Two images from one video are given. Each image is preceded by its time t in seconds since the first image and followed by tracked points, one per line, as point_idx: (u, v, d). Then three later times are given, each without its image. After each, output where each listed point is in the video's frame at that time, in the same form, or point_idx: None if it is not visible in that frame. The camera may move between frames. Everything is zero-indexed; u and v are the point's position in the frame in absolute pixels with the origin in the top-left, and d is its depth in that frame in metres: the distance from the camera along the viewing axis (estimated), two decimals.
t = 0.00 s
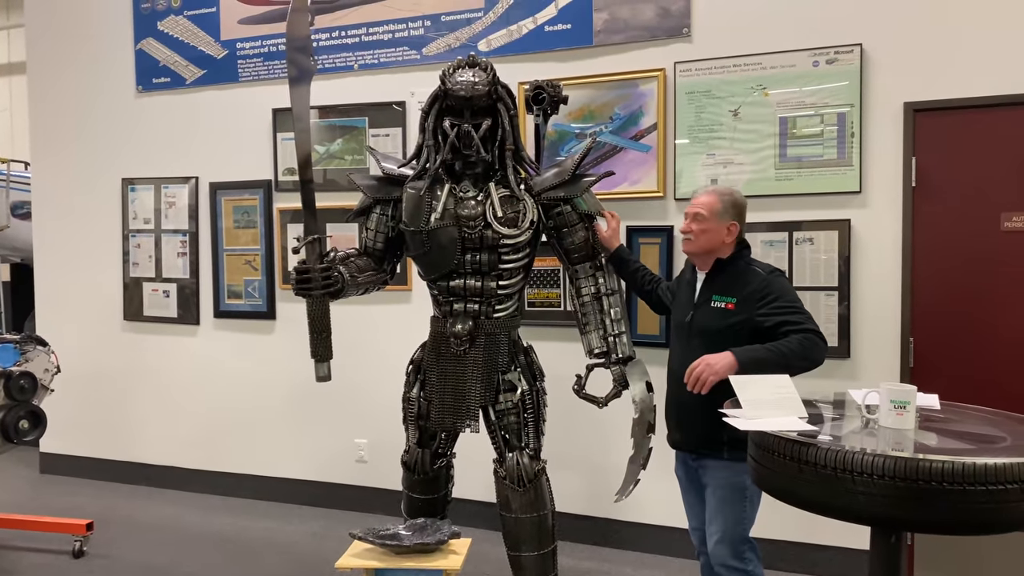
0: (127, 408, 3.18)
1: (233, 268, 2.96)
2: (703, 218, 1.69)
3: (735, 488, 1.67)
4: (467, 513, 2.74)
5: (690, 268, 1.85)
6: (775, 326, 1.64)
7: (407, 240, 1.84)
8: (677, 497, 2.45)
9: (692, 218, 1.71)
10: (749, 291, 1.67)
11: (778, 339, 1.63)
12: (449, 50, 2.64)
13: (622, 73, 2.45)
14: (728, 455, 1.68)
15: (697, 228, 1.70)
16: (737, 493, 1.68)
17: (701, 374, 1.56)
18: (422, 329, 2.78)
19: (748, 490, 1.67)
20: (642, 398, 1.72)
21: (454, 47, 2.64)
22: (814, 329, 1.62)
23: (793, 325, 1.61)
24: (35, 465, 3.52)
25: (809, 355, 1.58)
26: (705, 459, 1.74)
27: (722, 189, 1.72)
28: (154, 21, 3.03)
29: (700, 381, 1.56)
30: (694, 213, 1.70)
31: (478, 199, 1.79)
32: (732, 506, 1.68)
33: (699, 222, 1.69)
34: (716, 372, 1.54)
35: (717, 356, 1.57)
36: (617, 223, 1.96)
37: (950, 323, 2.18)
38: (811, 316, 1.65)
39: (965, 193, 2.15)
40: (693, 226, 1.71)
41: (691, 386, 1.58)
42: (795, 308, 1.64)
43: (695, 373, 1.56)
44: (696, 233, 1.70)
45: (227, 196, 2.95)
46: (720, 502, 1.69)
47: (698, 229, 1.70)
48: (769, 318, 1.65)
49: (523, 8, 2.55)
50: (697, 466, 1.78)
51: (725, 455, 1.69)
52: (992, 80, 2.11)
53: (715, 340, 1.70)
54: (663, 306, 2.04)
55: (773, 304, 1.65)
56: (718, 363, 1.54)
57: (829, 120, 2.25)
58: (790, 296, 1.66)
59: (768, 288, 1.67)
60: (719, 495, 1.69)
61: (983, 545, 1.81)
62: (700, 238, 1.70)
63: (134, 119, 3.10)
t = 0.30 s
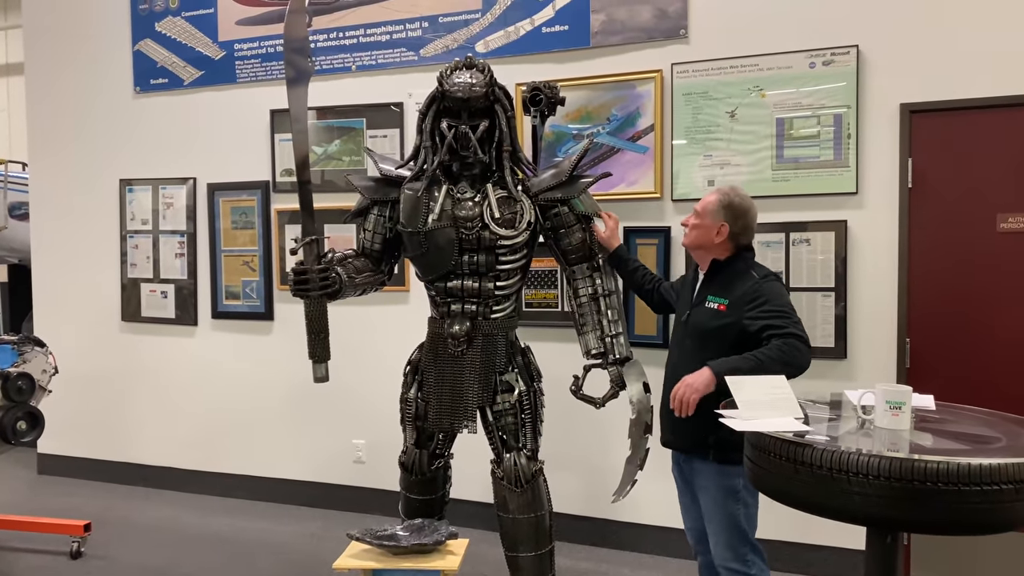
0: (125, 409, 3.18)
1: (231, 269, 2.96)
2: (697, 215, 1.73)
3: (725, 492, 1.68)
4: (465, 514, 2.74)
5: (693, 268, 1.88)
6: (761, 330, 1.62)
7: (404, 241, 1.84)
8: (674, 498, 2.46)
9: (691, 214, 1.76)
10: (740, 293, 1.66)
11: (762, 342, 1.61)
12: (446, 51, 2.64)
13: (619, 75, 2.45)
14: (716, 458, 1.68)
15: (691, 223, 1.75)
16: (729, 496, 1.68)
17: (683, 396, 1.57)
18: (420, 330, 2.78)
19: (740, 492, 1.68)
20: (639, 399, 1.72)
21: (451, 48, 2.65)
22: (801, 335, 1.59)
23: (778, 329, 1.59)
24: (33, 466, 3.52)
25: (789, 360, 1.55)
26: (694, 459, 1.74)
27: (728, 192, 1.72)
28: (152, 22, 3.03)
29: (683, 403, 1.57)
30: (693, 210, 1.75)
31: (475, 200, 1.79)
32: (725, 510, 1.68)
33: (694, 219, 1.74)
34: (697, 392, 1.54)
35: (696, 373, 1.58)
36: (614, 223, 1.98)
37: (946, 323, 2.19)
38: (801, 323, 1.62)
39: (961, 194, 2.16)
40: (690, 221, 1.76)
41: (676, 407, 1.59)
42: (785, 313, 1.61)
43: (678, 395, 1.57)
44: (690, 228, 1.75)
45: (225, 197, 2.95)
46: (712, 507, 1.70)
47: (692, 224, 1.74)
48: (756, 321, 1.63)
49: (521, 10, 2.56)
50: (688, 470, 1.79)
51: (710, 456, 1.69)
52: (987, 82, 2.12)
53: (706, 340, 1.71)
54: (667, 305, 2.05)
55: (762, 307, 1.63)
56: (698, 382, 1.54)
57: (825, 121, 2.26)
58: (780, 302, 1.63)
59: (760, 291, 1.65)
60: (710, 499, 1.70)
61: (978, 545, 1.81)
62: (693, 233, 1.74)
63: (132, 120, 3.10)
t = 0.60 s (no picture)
0: (123, 411, 3.18)
1: (229, 271, 2.97)
2: (699, 215, 1.73)
3: (725, 496, 1.69)
4: (463, 515, 2.74)
5: (695, 269, 1.89)
6: (762, 339, 1.61)
7: (403, 243, 1.85)
8: (671, 499, 2.46)
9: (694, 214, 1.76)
10: (741, 299, 1.66)
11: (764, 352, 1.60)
12: (445, 53, 2.65)
13: (618, 76, 2.46)
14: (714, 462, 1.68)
15: (694, 224, 1.75)
16: (730, 500, 1.69)
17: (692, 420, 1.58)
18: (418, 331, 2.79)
19: (741, 497, 1.69)
20: (637, 400, 1.72)
21: (449, 50, 2.65)
22: (804, 348, 1.57)
23: (779, 339, 1.58)
24: (31, 467, 3.52)
25: (789, 373, 1.51)
26: (693, 462, 1.75)
27: (731, 192, 1.72)
28: (150, 24, 3.03)
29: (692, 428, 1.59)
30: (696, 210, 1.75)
31: (473, 202, 1.79)
32: (726, 514, 1.69)
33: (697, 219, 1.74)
34: (704, 417, 1.56)
35: (701, 396, 1.59)
36: (613, 222, 2.07)
37: (944, 325, 2.19)
38: (806, 337, 1.59)
39: (958, 195, 2.16)
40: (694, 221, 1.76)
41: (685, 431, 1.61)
42: (788, 323, 1.60)
43: (686, 421, 1.59)
44: (693, 228, 1.75)
45: (223, 199, 2.95)
46: (714, 511, 1.71)
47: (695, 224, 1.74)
48: (757, 330, 1.62)
49: (519, 12, 2.56)
50: (690, 474, 1.79)
51: (709, 460, 1.69)
52: (984, 84, 2.12)
53: (706, 343, 1.71)
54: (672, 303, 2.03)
55: (763, 315, 1.63)
56: (704, 407, 1.56)
57: (823, 123, 2.26)
58: (781, 309, 1.62)
59: (761, 298, 1.65)
60: (711, 504, 1.71)
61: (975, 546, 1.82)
62: (695, 233, 1.75)
63: (131, 122, 3.10)
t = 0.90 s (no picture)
0: (123, 412, 3.18)
1: (229, 272, 2.97)
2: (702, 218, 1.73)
3: (735, 504, 1.69)
4: (463, 517, 2.74)
5: (700, 272, 1.94)
6: (771, 346, 1.62)
7: (402, 244, 1.84)
8: (671, 500, 2.47)
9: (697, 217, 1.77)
10: (748, 304, 1.66)
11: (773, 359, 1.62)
12: (444, 55, 2.65)
13: (617, 77, 2.46)
14: (722, 471, 1.70)
15: (698, 227, 1.75)
16: (740, 508, 1.68)
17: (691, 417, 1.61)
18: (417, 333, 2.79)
19: (751, 506, 1.68)
20: (636, 402, 1.72)
21: (449, 51, 2.65)
22: (810, 358, 1.59)
23: (788, 348, 1.60)
24: (30, 469, 3.52)
25: (794, 383, 1.55)
26: (702, 469, 1.76)
27: (735, 195, 1.71)
28: (150, 25, 3.03)
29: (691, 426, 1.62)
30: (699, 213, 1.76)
31: (473, 203, 1.79)
32: (736, 522, 1.69)
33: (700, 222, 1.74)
34: (701, 416, 1.59)
35: (700, 395, 1.61)
36: (612, 220, 2.07)
37: (943, 325, 2.20)
38: (813, 346, 1.61)
39: (957, 196, 2.16)
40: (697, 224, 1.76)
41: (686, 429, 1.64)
42: (795, 332, 1.61)
43: (684, 419, 1.62)
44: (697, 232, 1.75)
45: (223, 200, 2.96)
46: (724, 517, 1.71)
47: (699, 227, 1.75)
48: (764, 337, 1.63)
49: (519, 13, 2.56)
50: (699, 480, 1.79)
51: (718, 469, 1.70)
52: (983, 85, 2.12)
53: (711, 348, 1.72)
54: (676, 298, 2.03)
55: (769, 321, 1.63)
56: (701, 406, 1.59)
57: (822, 124, 2.26)
58: (789, 316, 1.63)
59: (767, 303, 1.64)
60: (722, 510, 1.71)
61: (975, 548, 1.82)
62: (699, 237, 1.74)
63: (130, 123, 3.10)
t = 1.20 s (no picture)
0: (123, 413, 3.18)
1: (229, 273, 2.97)
2: (703, 221, 1.73)
3: (740, 507, 1.68)
4: (463, 518, 2.74)
5: (701, 275, 1.93)
6: (774, 348, 1.62)
7: (402, 245, 1.84)
8: (671, 502, 2.46)
9: (698, 221, 1.76)
10: (751, 306, 1.66)
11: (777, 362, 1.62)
12: (444, 56, 2.65)
13: (617, 78, 2.46)
14: (725, 473, 1.69)
15: (699, 230, 1.74)
16: (745, 511, 1.68)
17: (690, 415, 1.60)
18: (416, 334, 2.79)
19: (756, 509, 1.68)
20: (636, 402, 1.72)
21: (449, 52, 2.66)
22: (812, 362, 1.58)
23: (791, 352, 1.60)
24: (30, 470, 3.51)
25: (793, 387, 1.55)
26: (705, 472, 1.76)
27: (736, 196, 1.71)
28: (150, 26, 3.03)
29: (687, 423, 1.61)
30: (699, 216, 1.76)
31: (473, 204, 1.79)
32: (740, 525, 1.69)
33: (700, 225, 1.74)
34: (699, 413, 1.58)
35: (699, 393, 1.60)
36: (613, 222, 2.12)
37: (944, 325, 2.19)
38: (816, 350, 1.61)
39: (957, 196, 2.16)
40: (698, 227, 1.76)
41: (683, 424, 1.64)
42: (797, 335, 1.61)
43: (682, 415, 1.62)
44: (697, 235, 1.75)
45: (223, 201, 2.95)
46: (728, 521, 1.70)
47: (699, 230, 1.74)
48: (767, 339, 1.63)
49: (519, 15, 2.56)
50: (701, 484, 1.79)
51: (721, 472, 1.70)
52: (983, 86, 2.13)
53: (715, 350, 1.72)
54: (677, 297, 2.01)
55: (773, 324, 1.63)
56: (700, 403, 1.57)
57: (822, 125, 2.26)
58: (792, 317, 1.63)
59: (771, 304, 1.64)
60: (726, 514, 1.70)
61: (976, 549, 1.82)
62: (700, 240, 1.74)
63: (130, 124, 3.10)
